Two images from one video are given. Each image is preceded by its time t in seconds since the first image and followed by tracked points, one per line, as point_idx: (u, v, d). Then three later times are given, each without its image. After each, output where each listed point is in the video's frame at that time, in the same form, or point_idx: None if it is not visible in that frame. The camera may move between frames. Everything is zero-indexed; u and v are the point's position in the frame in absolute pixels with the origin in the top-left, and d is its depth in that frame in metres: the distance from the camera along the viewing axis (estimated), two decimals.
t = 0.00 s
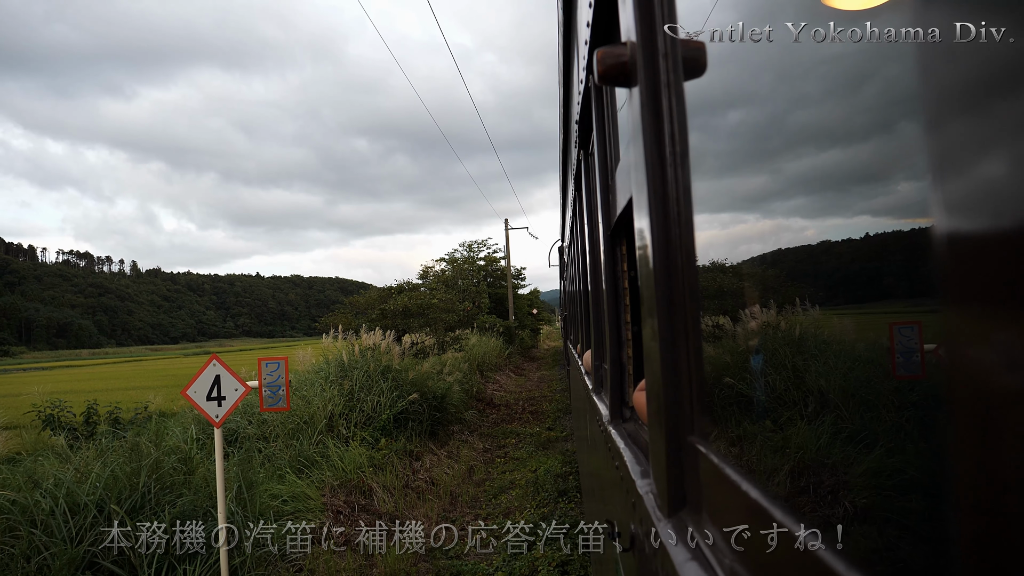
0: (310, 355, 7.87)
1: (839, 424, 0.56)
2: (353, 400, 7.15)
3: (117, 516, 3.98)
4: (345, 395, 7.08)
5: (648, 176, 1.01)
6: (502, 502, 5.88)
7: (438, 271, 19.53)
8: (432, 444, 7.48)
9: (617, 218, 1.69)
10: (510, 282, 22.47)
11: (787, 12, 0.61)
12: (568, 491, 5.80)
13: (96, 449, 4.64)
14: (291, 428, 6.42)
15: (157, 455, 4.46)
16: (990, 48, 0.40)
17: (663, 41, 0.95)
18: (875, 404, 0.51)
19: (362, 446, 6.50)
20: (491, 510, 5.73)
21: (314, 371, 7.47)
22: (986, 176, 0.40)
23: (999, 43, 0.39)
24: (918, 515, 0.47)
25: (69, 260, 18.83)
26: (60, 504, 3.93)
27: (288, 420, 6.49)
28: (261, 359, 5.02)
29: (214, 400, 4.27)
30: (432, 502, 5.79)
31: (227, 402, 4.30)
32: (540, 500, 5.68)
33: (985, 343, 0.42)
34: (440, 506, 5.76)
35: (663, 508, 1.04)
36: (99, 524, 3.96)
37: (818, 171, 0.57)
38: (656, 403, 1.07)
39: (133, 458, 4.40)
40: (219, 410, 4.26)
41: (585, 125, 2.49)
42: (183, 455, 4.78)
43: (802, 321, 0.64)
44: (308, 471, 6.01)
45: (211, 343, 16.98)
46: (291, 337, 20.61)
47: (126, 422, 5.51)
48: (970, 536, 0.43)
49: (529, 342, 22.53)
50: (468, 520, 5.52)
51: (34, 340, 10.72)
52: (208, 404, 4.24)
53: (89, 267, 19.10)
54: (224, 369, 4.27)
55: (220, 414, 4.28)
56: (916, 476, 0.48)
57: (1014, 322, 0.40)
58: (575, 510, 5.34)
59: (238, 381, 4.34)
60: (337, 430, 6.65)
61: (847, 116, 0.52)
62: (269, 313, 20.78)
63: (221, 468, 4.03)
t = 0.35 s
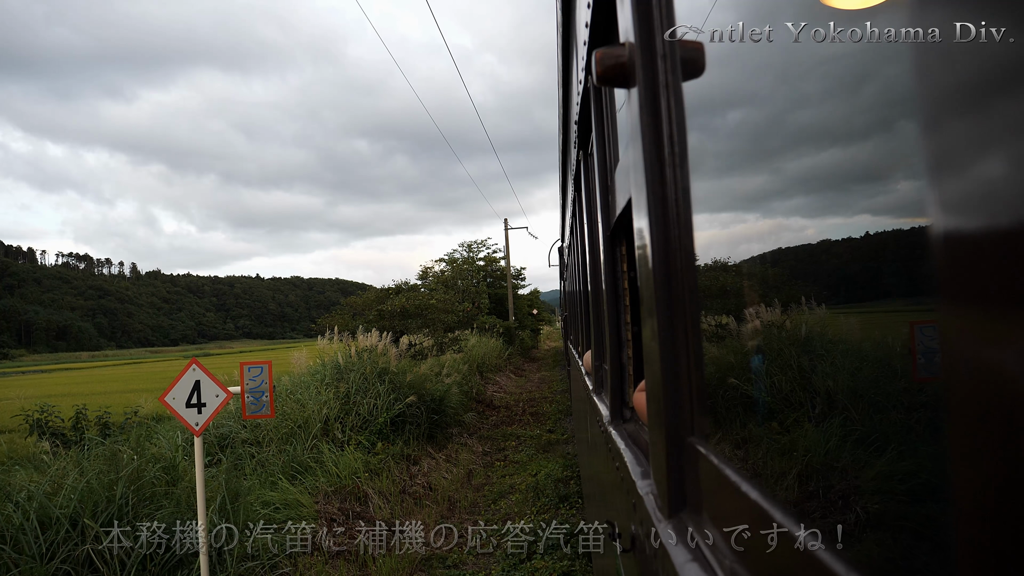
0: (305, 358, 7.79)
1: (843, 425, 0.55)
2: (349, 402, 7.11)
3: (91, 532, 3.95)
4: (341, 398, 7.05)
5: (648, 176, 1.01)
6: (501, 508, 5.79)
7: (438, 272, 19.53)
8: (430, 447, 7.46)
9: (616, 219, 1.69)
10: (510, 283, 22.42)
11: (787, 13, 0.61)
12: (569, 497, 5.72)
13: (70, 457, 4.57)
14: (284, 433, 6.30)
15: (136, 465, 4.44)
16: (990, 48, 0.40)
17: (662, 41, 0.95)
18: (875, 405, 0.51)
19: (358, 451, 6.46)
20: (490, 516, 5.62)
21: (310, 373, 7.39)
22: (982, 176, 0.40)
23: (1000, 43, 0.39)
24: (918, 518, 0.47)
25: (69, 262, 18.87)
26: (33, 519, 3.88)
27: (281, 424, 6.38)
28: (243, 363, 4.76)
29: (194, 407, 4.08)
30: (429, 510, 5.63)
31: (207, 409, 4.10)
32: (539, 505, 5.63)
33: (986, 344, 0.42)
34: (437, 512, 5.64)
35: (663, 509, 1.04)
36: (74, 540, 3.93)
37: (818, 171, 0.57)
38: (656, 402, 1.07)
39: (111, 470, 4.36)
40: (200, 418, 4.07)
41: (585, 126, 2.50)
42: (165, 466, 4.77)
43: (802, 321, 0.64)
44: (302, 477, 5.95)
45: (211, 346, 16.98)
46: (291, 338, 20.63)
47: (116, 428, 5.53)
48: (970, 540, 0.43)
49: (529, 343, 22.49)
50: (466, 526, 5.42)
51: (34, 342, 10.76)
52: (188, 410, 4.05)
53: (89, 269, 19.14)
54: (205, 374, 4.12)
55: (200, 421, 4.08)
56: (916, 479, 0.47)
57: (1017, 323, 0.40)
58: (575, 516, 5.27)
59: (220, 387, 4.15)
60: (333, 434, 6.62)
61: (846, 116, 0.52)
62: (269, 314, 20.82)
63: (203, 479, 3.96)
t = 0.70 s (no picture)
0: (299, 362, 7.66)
1: (839, 423, 0.56)
2: (344, 406, 7.05)
3: (57, 551, 3.86)
4: (336, 403, 6.99)
5: (647, 177, 1.01)
6: (501, 514, 5.58)
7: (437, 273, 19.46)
8: (427, 452, 7.36)
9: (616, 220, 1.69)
10: (510, 284, 22.31)
11: (787, 13, 0.61)
12: (571, 504, 5.57)
13: (39, 471, 4.49)
14: (276, 437, 6.28)
15: (110, 476, 4.35)
16: (990, 48, 0.40)
17: (661, 42, 0.95)
18: (886, 407, 0.50)
19: (353, 457, 6.35)
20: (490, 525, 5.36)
21: (306, 376, 7.40)
22: (981, 175, 0.40)
23: (999, 43, 0.39)
24: (913, 516, 0.47)
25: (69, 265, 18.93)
26: None
27: (274, 429, 6.35)
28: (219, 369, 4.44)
29: (167, 416, 3.92)
30: (426, 515, 5.47)
31: (181, 418, 3.95)
32: (539, 512, 5.50)
33: (979, 346, 0.42)
34: (436, 519, 5.42)
35: (663, 510, 1.04)
36: (40, 560, 3.84)
37: (817, 170, 0.57)
38: (656, 402, 1.08)
39: (81, 481, 4.28)
40: (172, 428, 3.91)
41: (584, 127, 2.50)
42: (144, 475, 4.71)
43: (800, 320, 0.65)
44: (294, 484, 5.84)
45: (211, 348, 16.97)
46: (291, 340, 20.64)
47: (102, 434, 5.53)
48: (965, 542, 0.43)
49: (529, 344, 22.28)
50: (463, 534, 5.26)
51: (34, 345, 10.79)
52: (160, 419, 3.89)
53: (89, 272, 19.21)
54: (178, 380, 3.96)
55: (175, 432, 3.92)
56: (915, 479, 0.47)
57: (1011, 325, 0.40)
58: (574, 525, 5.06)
59: (195, 395, 4.01)
60: (327, 439, 6.54)
61: (845, 116, 0.53)
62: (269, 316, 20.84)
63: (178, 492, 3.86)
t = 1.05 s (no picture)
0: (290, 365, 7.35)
1: (835, 423, 0.56)
2: (336, 410, 6.92)
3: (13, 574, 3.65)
4: (328, 405, 6.86)
5: (644, 177, 1.02)
6: (499, 520, 5.57)
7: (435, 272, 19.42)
8: (423, 456, 7.27)
9: (614, 219, 1.69)
10: (509, 284, 22.21)
11: (787, 13, 0.61)
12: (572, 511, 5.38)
13: None
14: (265, 443, 6.14)
15: (72, 491, 4.29)
16: (990, 49, 0.39)
17: (658, 43, 0.95)
18: (896, 409, 0.49)
19: (346, 463, 6.25)
20: (487, 531, 5.35)
21: (298, 379, 7.13)
22: (978, 175, 0.40)
23: (999, 43, 0.39)
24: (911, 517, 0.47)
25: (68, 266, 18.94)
26: None
27: (263, 434, 6.20)
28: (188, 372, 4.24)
29: (131, 426, 3.76)
30: (420, 521, 5.55)
31: (145, 428, 3.80)
32: (536, 520, 5.39)
33: (976, 348, 0.42)
34: (430, 525, 5.51)
35: (662, 510, 1.05)
36: None
37: (816, 169, 0.57)
38: (654, 402, 1.08)
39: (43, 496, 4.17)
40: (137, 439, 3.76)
41: (582, 127, 2.50)
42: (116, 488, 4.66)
43: (798, 320, 0.65)
44: (282, 492, 5.74)
45: (208, 350, 16.92)
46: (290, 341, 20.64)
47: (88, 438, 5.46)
48: (966, 545, 0.43)
49: (527, 344, 22.28)
50: (460, 544, 5.17)
51: (32, 347, 10.80)
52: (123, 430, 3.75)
53: (88, 274, 19.22)
54: (143, 388, 3.79)
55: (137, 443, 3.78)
56: (914, 481, 0.47)
57: (1008, 327, 0.40)
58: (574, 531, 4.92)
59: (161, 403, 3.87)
60: (319, 445, 6.40)
61: (843, 115, 0.53)
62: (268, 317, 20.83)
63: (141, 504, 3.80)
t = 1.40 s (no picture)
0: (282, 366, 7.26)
1: (835, 422, 0.56)
2: (328, 412, 6.79)
3: None
4: (319, 408, 6.69)
5: (642, 177, 1.02)
6: (496, 530, 5.31)
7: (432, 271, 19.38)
8: (418, 460, 7.12)
9: (614, 218, 1.69)
10: (507, 283, 22.10)
11: (787, 13, 0.61)
12: (571, 518, 5.30)
13: None
14: (252, 448, 5.97)
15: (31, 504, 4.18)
16: (989, 49, 0.39)
17: (656, 42, 0.95)
18: (907, 411, 0.48)
19: (336, 468, 6.08)
20: (483, 540, 5.16)
21: (289, 380, 7.05)
22: (975, 173, 0.40)
23: (999, 43, 0.39)
24: (916, 520, 0.47)
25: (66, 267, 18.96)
26: None
27: (250, 439, 6.04)
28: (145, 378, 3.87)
29: (83, 439, 3.62)
30: (414, 532, 5.27)
31: (98, 441, 3.65)
32: (535, 529, 5.20)
33: (973, 346, 0.42)
34: (423, 536, 5.24)
35: (662, 510, 1.04)
36: None
37: (814, 167, 0.57)
38: (653, 401, 1.08)
39: None
40: (90, 453, 3.62)
41: (580, 125, 2.50)
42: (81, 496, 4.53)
43: (797, 318, 0.64)
44: (269, 500, 5.56)
45: (206, 351, 16.87)
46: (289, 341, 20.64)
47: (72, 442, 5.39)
48: (962, 544, 0.43)
49: (526, 343, 22.24)
50: (455, 554, 4.99)
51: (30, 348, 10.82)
52: (76, 443, 3.61)
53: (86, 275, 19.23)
54: (95, 396, 3.66)
55: (91, 456, 3.64)
56: (912, 481, 0.47)
57: (1008, 325, 0.39)
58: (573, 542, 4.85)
59: (115, 412, 3.72)
60: (308, 450, 6.21)
61: (841, 114, 0.53)
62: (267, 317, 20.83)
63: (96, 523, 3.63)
